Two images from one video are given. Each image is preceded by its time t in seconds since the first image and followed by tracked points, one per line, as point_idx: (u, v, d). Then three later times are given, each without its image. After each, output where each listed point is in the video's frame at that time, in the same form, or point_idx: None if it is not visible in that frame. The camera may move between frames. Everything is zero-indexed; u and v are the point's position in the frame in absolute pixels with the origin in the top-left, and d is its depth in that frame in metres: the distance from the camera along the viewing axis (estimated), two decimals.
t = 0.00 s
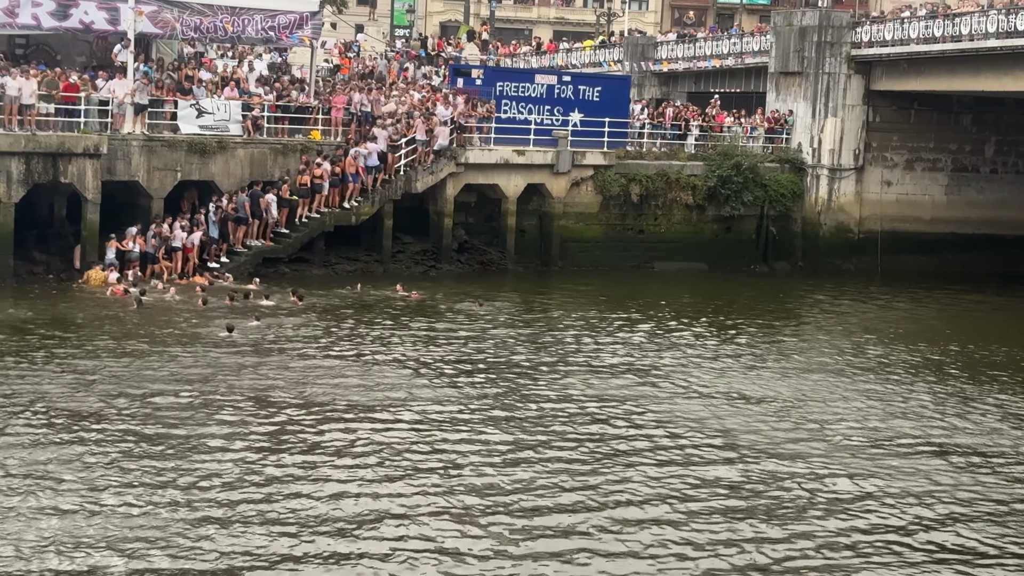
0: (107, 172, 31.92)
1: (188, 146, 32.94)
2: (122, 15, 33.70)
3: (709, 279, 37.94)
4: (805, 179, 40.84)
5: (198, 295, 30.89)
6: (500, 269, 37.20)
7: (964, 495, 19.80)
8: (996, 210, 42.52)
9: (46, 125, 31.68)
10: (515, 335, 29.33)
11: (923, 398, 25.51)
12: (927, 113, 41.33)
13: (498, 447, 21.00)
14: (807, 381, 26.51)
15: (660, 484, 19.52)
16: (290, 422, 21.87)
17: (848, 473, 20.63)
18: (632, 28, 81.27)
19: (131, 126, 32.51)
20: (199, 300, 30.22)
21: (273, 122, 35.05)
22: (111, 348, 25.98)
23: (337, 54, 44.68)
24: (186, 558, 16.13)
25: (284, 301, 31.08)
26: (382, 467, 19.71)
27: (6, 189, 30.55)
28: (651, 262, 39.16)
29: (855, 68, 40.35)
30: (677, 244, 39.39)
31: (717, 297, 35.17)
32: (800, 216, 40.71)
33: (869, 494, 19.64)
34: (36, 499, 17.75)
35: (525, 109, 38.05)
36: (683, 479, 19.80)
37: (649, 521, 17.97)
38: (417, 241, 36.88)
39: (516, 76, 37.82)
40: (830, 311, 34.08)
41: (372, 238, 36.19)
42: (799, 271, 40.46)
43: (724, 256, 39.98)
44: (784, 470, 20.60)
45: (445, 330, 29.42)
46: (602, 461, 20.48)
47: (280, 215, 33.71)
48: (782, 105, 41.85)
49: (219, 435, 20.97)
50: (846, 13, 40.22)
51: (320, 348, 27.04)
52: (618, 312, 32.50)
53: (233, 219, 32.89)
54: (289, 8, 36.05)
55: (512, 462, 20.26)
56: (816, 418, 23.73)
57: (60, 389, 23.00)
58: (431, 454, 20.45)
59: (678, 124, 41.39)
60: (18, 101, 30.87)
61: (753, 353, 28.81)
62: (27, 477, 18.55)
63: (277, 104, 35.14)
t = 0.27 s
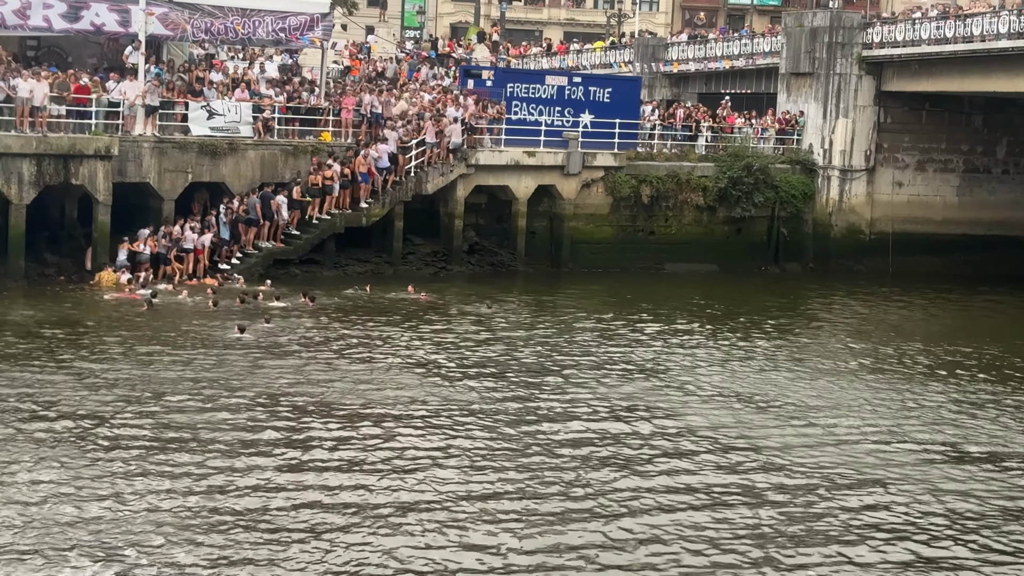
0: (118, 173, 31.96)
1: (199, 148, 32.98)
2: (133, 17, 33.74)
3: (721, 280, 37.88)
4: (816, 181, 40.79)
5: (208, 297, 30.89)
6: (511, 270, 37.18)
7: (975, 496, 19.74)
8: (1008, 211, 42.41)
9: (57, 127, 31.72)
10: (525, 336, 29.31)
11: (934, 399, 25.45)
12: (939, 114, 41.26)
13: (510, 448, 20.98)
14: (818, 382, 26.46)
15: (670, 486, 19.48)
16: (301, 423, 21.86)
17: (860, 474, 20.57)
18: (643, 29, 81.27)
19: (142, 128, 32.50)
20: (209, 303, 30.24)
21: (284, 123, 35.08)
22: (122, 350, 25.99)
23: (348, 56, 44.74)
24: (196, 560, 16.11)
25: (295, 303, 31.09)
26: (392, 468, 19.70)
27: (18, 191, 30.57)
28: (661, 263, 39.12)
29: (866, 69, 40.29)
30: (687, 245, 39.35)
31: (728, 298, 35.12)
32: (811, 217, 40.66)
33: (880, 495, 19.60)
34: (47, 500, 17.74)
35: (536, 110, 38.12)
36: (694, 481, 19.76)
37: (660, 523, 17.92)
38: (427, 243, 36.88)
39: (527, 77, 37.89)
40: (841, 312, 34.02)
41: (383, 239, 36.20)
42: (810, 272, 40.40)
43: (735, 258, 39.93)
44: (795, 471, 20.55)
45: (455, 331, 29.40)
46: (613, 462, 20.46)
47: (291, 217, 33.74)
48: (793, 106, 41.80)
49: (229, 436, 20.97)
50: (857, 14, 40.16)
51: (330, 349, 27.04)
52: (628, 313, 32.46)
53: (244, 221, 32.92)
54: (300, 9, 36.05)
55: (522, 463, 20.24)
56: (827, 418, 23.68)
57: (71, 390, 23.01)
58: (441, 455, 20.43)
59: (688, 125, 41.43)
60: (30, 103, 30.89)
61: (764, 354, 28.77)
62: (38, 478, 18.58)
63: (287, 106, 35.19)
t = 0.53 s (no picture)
0: (135, 176, 32.02)
1: (215, 151, 33.04)
2: (150, 21, 33.80)
3: (738, 283, 37.82)
4: (833, 183, 40.71)
5: (225, 299, 30.93)
6: (527, 273, 37.17)
7: (995, 499, 19.68)
8: None
9: (74, 130, 31.78)
10: (542, 339, 29.29)
11: (953, 402, 25.36)
12: (956, 116, 41.15)
13: (527, 451, 20.97)
14: (836, 384, 26.40)
15: (688, 488, 19.44)
16: (318, 426, 21.87)
17: (879, 477, 20.51)
18: (660, 31, 81.28)
19: (159, 131, 32.51)
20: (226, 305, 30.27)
21: (301, 127, 35.14)
22: (140, 353, 26.04)
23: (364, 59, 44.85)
24: (214, 562, 16.12)
25: (311, 305, 31.12)
26: (410, 471, 19.69)
27: (36, 195, 30.61)
28: (678, 265, 39.10)
29: (884, 71, 40.19)
30: (704, 248, 39.30)
31: (745, 301, 35.06)
32: (828, 219, 40.51)
33: (899, 498, 19.54)
34: (66, 503, 17.77)
35: (552, 113, 38.04)
36: (712, 484, 19.71)
37: (678, 526, 17.89)
38: (443, 245, 36.88)
39: (543, 80, 37.79)
40: (859, 314, 33.95)
41: (400, 242, 36.23)
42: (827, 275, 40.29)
43: (752, 260, 39.86)
44: (813, 474, 20.50)
45: (472, 334, 29.39)
46: (630, 465, 20.43)
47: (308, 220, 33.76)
48: (810, 108, 41.76)
49: (247, 439, 20.99)
50: (874, 16, 40.06)
51: (347, 352, 27.05)
52: (645, 316, 32.41)
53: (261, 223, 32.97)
54: (316, 12, 36.18)
55: (540, 466, 20.22)
56: (846, 421, 23.63)
57: (89, 393, 23.05)
58: (458, 458, 20.43)
59: (705, 127, 41.44)
60: (48, 106, 30.95)
61: (782, 357, 28.72)
62: (57, 479, 18.66)
63: (304, 109, 35.23)
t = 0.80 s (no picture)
0: (158, 181, 32.17)
1: (238, 156, 33.11)
2: (173, 26, 33.92)
3: (759, 286, 37.76)
4: (855, 186, 40.61)
5: (247, 304, 30.99)
6: (549, 277, 37.17)
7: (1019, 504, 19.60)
8: None
9: (98, 136, 32.02)
10: (564, 344, 29.28)
11: (976, 406, 25.27)
12: (979, 119, 41.04)
13: (550, 456, 20.96)
14: (859, 388, 26.33)
15: (711, 493, 19.40)
16: (340, 430, 21.91)
17: (902, 482, 20.44)
18: (680, 35, 81.29)
19: (181, 136, 32.62)
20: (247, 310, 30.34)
21: (322, 131, 35.18)
22: (162, 357, 26.11)
23: (386, 63, 44.96)
24: (236, 566, 16.15)
25: (333, 310, 31.17)
26: (432, 475, 19.70)
27: (59, 200, 30.80)
28: (700, 269, 39.05)
29: (906, 74, 40.02)
30: (725, 252, 39.25)
31: (767, 305, 35.00)
32: (850, 222, 40.40)
33: (922, 503, 19.47)
34: (90, 507, 17.83)
35: (574, 117, 38.15)
36: (734, 489, 19.67)
37: (700, 531, 17.86)
38: (465, 249, 36.91)
39: (565, 84, 37.95)
40: (882, 318, 33.86)
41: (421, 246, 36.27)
42: (850, 278, 40.22)
43: (773, 264, 39.84)
44: (835, 478, 20.45)
45: (494, 338, 29.39)
46: (652, 470, 20.40)
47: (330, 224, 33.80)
48: (832, 112, 41.58)
49: (269, 443, 21.03)
50: (896, 18, 39.91)
51: (369, 356, 27.08)
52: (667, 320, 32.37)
53: (283, 228, 33.04)
54: (337, 17, 36.14)
55: (562, 470, 20.21)
56: (869, 426, 23.56)
57: (112, 398, 23.13)
58: (480, 463, 20.43)
59: (726, 131, 41.37)
60: (71, 112, 31.20)
61: (804, 361, 28.66)
62: (82, 484, 18.71)
63: (325, 114, 35.21)
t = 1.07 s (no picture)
0: (188, 188, 32.27)
1: (267, 162, 33.24)
2: (203, 33, 34.08)
3: (789, 291, 37.67)
4: (884, 191, 40.56)
5: (276, 310, 31.09)
6: (577, 282, 37.14)
7: None
8: None
9: (128, 142, 32.11)
10: (592, 349, 29.26)
11: (1007, 412, 25.14)
12: (1010, 122, 40.88)
13: (578, 461, 20.94)
14: (889, 394, 26.23)
15: (740, 499, 19.36)
16: (369, 436, 21.95)
17: (932, 487, 20.36)
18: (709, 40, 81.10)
19: (211, 142, 32.74)
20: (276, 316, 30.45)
21: (351, 137, 35.22)
22: (192, 363, 26.21)
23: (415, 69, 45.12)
24: (265, 571, 16.20)
25: (361, 316, 31.23)
26: (460, 481, 19.72)
27: (90, 206, 30.92)
28: (729, 274, 39.03)
29: (936, 78, 39.81)
30: (754, 257, 39.24)
31: (796, 310, 34.90)
32: (880, 228, 40.45)
33: (952, 509, 19.39)
34: (120, 513, 17.91)
35: (602, 122, 38.00)
36: (763, 494, 19.61)
37: (728, 537, 17.82)
38: (494, 254, 36.94)
39: (593, 89, 37.78)
40: (912, 323, 33.75)
41: (450, 251, 36.29)
42: (879, 283, 40.21)
43: (803, 270, 39.81)
44: (865, 484, 20.38)
45: (522, 344, 29.40)
46: (681, 475, 20.36)
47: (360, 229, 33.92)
48: (861, 117, 41.47)
49: (298, 449, 21.08)
50: (926, 22, 39.74)
51: (398, 362, 27.12)
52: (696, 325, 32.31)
53: (312, 233, 33.12)
54: (366, 23, 36.25)
55: (590, 475, 20.20)
56: (899, 431, 23.47)
57: (142, 403, 23.24)
58: (508, 468, 20.44)
59: (755, 136, 41.26)
60: (102, 119, 31.32)
61: (834, 366, 28.57)
62: (112, 489, 18.79)
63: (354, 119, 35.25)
